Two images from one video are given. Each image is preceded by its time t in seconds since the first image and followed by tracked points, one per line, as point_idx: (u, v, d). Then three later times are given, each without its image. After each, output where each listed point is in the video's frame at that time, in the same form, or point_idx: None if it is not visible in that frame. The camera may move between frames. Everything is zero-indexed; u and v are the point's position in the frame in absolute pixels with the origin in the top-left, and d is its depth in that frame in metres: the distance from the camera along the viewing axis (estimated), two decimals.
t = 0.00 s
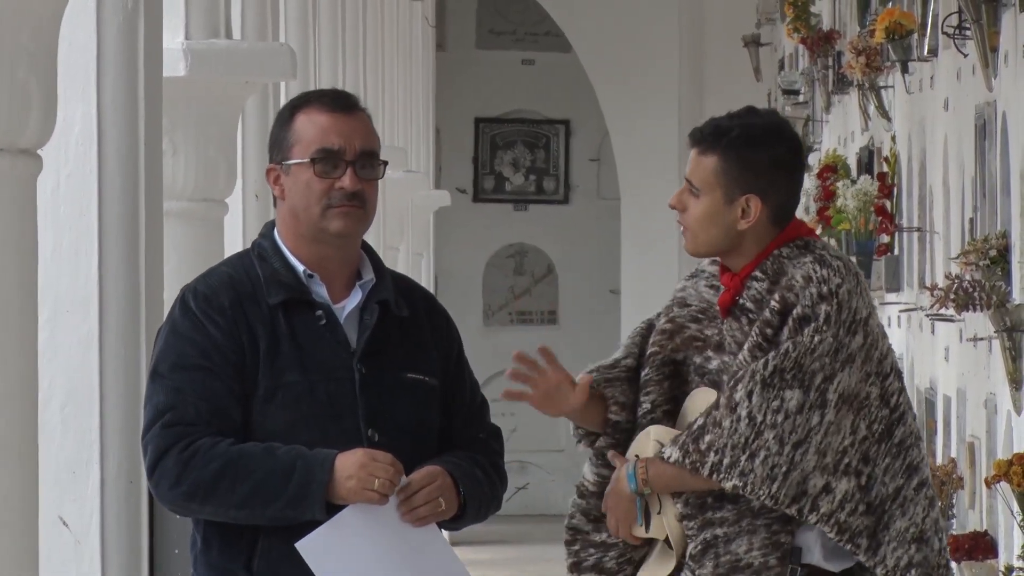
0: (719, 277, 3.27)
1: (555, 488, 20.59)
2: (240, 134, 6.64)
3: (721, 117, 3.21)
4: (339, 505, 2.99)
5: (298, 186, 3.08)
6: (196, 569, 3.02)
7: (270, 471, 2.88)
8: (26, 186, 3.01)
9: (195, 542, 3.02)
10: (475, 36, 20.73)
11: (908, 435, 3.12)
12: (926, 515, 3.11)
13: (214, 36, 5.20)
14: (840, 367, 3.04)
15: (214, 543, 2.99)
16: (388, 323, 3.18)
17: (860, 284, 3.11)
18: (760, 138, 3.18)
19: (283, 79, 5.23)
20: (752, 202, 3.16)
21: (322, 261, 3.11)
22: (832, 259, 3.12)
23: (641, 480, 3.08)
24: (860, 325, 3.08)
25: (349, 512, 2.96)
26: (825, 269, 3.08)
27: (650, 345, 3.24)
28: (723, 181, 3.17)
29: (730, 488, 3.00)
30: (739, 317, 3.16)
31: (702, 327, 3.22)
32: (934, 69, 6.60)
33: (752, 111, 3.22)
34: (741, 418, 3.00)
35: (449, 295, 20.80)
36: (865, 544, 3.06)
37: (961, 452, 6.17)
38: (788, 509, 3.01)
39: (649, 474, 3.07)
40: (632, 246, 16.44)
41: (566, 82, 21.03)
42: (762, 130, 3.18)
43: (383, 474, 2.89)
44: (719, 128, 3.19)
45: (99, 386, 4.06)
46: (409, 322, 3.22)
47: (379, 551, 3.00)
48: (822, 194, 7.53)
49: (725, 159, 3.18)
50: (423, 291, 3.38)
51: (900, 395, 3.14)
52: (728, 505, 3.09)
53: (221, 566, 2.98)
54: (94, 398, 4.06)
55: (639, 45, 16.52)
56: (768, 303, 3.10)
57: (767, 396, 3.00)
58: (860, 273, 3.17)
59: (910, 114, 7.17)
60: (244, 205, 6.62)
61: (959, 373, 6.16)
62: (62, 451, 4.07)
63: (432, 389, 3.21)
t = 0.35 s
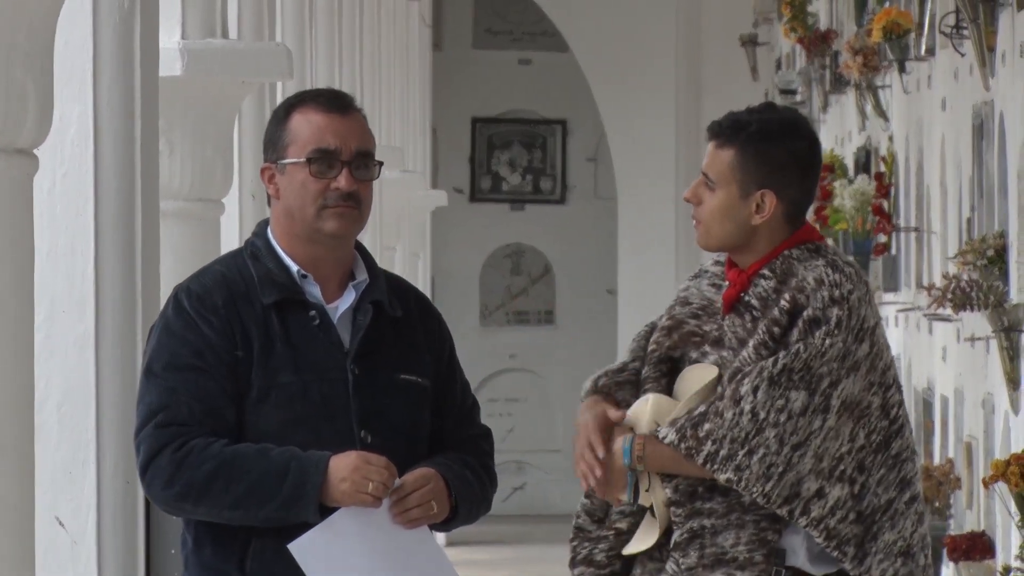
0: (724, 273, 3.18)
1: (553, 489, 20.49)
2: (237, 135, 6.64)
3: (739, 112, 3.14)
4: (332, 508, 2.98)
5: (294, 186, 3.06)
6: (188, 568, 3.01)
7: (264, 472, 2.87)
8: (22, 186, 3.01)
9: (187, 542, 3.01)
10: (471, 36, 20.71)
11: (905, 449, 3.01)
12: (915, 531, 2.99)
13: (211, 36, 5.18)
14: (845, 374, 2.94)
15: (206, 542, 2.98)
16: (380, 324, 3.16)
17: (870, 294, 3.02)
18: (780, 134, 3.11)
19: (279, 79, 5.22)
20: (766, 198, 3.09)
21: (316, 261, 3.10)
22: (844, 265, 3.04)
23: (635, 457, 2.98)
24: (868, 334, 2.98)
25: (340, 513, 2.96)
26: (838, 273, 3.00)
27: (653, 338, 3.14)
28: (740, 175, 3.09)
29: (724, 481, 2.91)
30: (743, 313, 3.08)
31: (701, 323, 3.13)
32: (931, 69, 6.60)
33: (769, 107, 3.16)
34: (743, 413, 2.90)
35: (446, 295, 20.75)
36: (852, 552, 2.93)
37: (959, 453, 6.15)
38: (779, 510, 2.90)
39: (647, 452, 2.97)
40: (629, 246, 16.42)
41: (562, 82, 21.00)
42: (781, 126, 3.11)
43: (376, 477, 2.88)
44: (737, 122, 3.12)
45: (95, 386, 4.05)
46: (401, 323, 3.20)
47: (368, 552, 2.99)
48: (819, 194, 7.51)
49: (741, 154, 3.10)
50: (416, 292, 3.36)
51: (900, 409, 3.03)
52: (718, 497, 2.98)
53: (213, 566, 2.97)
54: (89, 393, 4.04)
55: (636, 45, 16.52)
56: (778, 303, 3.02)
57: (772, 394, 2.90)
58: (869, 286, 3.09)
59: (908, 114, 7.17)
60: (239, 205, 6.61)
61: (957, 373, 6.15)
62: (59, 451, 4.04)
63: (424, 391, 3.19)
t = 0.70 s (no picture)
0: (725, 277, 3.18)
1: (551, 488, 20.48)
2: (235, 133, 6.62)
3: (731, 118, 3.14)
4: (327, 509, 2.96)
5: (290, 186, 3.05)
6: (181, 568, 3.00)
7: (260, 472, 2.86)
8: (19, 185, 3.00)
9: (180, 542, 3.00)
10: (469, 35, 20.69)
11: (912, 449, 3.04)
12: (928, 531, 3.03)
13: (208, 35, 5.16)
14: (846, 378, 2.97)
15: (200, 543, 2.97)
16: (376, 324, 3.15)
17: (868, 296, 3.04)
18: (770, 140, 3.11)
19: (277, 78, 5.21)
20: (759, 205, 3.09)
21: (311, 261, 3.09)
22: (842, 268, 3.05)
23: (639, 482, 3.04)
24: (867, 337, 3.01)
25: (335, 516, 2.95)
26: (835, 277, 3.02)
27: (658, 339, 3.17)
28: (731, 182, 3.10)
29: (732, 495, 2.95)
30: (742, 316, 3.08)
31: (700, 326, 3.13)
32: (931, 68, 6.58)
33: (760, 111, 3.15)
34: (745, 425, 2.94)
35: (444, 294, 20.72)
36: (868, 555, 2.98)
37: (958, 453, 6.14)
38: (789, 519, 2.94)
39: (651, 472, 3.02)
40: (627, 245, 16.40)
41: (560, 81, 20.96)
42: (772, 132, 3.11)
43: (372, 479, 2.87)
44: (728, 129, 3.13)
45: (92, 379, 4.01)
46: (397, 323, 3.19)
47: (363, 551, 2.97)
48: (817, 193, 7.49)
49: (733, 162, 3.11)
50: (411, 291, 3.35)
51: (905, 408, 3.05)
52: (723, 507, 3.02)
53: (207, 566, 2.96)
54: (87, 382, 4.02)
55: (635, 44, 16.50)
56: (775, 307, 3.03)
57: (773, 404, 2.94)
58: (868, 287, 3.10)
59: (906, 113, 7.16)
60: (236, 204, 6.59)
61: (956, 372, 6.14)
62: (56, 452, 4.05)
63: (420, 391, 3.17)
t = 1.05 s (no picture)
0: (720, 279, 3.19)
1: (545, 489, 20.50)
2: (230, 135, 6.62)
3: (713, 125, 3.14)
4: (324, 510, 2.98)
5: (283, 187, 3.07)
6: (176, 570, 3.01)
7: (254, 473, 2.88)
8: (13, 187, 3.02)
9: (175, 543, 3.01)
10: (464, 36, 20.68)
11: (901, 449, 3.02)
12: (917, 529, 3.01)
13: (203, 36, 5.17)
14: (830, 380, 2.95)
15: (195, 544, 2.98)
16: (368, 325, 3.17)
17: (855, 296, 3.00)
18: (752, 144, 3.11)
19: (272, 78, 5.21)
20: (743, 211, 3.09)
21: (302, 262, 3.10)
22: (827, 269, 3.01)
23: (628, 478, 3.05)
24: (853, 338, 2.98)
25: (332, 515, 2.96)
26: (818, 278, 2.98)
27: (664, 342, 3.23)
28: (715, 189, 3.10)
29: (714, 496, 2.96)
30: (734, 319, 3.08)
31: (698, 327, 3.17)
32: (924, 69, 6.59)
33: (744, 116, 3.15)
34: (727, 428, 2.94)
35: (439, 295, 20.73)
36: (855, 555, 2.96)
37: (951, 453, 6.17)
38: (773, 520, 2.94)
39: (638, 473, 3.04)
40: (621, 246, 16.43)
41: (554, 82, 20.94)
42: (755, 136, 3.11)
43: (367, 480, 2.89)
44: (711, 136, 3.13)
45: (88, 382, 4.03)
46: (389, 324, 3.21)
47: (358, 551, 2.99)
48: (811, 194, 7.50)
49: (716, 169, 3.11)
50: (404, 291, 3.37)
51: (894, 409, 3.02)
52: (712, 508, 3.02)
53: (201, 566, 2.97)
54: (82, 386, 4.04)
55: (629, 45, 16.52)
56: (760, 309, 3.01)
57: (754, 406, 2.94)
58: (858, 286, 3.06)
59: (900, 115, 7.18)
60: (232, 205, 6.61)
61: (949, 372, 6.15)
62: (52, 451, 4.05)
63: (412, 391, 3.20)
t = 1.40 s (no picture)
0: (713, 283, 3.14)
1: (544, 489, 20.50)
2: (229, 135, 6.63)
3: (690, 136, 3.07)
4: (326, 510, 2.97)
5: (280, 189, 3.06)
6: (176, 570, 3.01)
7: (254, 474, 2.88)
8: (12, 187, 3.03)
9: (175, 544, 3.01)
10: (462, 36, 20.67)
11: (887, 449, 2.96)
12: (904, 530, 2.94)
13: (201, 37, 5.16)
14: (813, 382, 2.91)
15: (195, 545, 2.98)
16: (365, 324, 3.17)
17: (839, 296, 2.96)
18: (731, 154, 3.04)
19: (271, 77, 5.21)
20: (727, 221, 3.04)
21: (300, 263, 3.10)
22: (811, 271, 2.97)
23: (620, 478, 3.00)
24: (837, 339, 2.93)
25: (340, 518, 2.97)
26: (802, 280, 2.94)
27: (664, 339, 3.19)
28: (699, 201, 3.04)
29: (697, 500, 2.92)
30: (725, 321, 3.03)
31: (696, 326, 3.12)
32: (923, 69, 6.59)
33: (720, 124, 3.08)
34: (710, 431, 2.91)
35: (437, 294, 20.72)
36: (840, 558, 2.90)
37: (951, 452, 6.17)
38: (756, 523, 2.90)
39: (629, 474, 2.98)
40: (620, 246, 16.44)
41: (553, 82, 20.91)
42: (732, 145, 3.04)
43: (368, 480, 2.88)
44: (688, 148, 3.07)
45: (87, 381, 4.04)
46: (386, 323, 3.21)
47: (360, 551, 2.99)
48: (809, 194, 7.50)
49: (697, 181, 3.05)
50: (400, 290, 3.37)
51: (880, 409, 2.97)
52: (701, 510, 2.96)
53: (201, 567, 2.97)
54: (81, 386, 4.04)
55: (628, 45, 16.52)
56: (745, 313, 2.98)
57: (737, 410, 2.90)
58: (845, 285, 3.01)
59: (899, 114, 7.18)
60: (233, 204, 6.61)
61: (948, 372, 6.16)
62: (49, 450, 4.06)
63: (410, 390, 3.20)
